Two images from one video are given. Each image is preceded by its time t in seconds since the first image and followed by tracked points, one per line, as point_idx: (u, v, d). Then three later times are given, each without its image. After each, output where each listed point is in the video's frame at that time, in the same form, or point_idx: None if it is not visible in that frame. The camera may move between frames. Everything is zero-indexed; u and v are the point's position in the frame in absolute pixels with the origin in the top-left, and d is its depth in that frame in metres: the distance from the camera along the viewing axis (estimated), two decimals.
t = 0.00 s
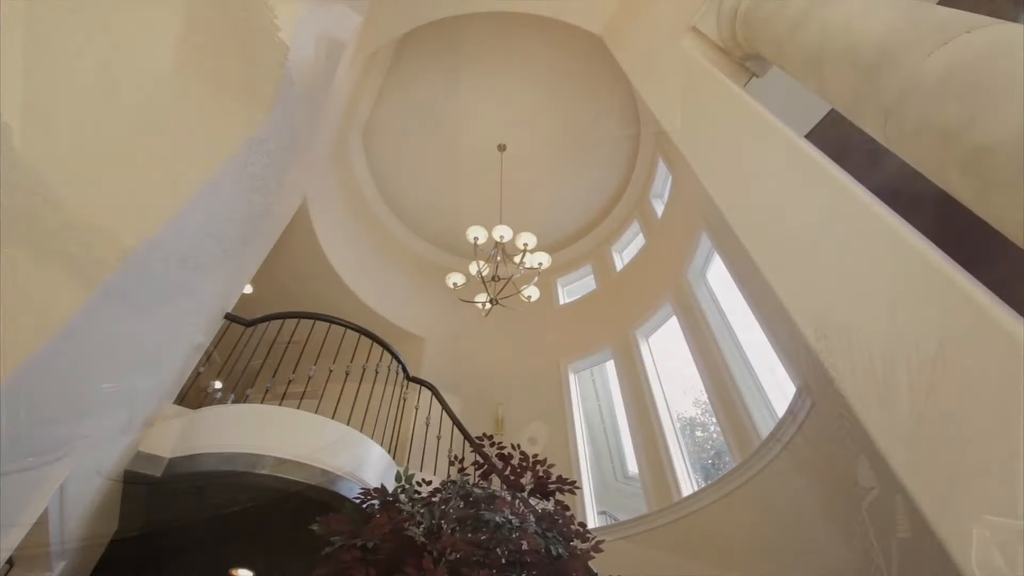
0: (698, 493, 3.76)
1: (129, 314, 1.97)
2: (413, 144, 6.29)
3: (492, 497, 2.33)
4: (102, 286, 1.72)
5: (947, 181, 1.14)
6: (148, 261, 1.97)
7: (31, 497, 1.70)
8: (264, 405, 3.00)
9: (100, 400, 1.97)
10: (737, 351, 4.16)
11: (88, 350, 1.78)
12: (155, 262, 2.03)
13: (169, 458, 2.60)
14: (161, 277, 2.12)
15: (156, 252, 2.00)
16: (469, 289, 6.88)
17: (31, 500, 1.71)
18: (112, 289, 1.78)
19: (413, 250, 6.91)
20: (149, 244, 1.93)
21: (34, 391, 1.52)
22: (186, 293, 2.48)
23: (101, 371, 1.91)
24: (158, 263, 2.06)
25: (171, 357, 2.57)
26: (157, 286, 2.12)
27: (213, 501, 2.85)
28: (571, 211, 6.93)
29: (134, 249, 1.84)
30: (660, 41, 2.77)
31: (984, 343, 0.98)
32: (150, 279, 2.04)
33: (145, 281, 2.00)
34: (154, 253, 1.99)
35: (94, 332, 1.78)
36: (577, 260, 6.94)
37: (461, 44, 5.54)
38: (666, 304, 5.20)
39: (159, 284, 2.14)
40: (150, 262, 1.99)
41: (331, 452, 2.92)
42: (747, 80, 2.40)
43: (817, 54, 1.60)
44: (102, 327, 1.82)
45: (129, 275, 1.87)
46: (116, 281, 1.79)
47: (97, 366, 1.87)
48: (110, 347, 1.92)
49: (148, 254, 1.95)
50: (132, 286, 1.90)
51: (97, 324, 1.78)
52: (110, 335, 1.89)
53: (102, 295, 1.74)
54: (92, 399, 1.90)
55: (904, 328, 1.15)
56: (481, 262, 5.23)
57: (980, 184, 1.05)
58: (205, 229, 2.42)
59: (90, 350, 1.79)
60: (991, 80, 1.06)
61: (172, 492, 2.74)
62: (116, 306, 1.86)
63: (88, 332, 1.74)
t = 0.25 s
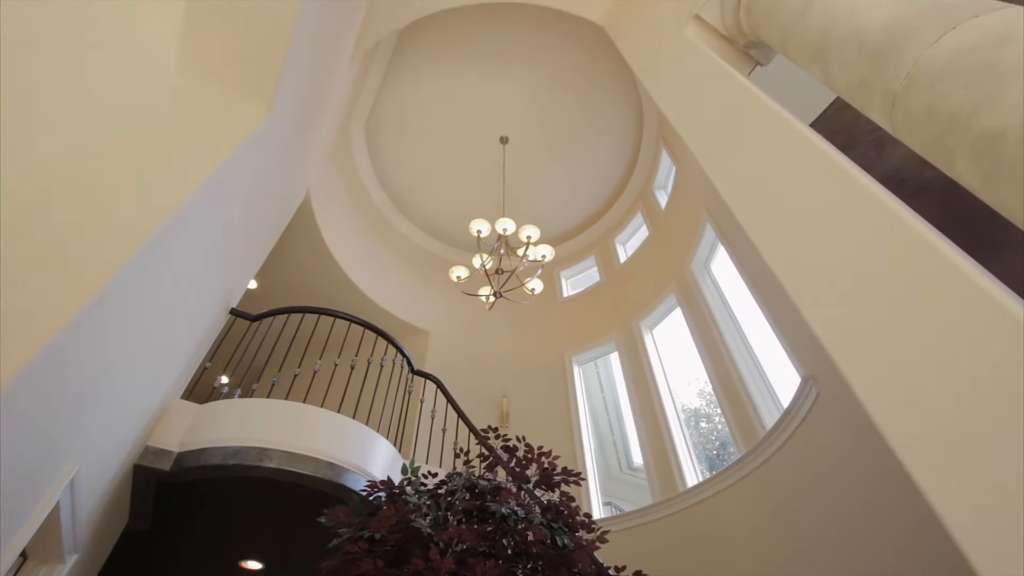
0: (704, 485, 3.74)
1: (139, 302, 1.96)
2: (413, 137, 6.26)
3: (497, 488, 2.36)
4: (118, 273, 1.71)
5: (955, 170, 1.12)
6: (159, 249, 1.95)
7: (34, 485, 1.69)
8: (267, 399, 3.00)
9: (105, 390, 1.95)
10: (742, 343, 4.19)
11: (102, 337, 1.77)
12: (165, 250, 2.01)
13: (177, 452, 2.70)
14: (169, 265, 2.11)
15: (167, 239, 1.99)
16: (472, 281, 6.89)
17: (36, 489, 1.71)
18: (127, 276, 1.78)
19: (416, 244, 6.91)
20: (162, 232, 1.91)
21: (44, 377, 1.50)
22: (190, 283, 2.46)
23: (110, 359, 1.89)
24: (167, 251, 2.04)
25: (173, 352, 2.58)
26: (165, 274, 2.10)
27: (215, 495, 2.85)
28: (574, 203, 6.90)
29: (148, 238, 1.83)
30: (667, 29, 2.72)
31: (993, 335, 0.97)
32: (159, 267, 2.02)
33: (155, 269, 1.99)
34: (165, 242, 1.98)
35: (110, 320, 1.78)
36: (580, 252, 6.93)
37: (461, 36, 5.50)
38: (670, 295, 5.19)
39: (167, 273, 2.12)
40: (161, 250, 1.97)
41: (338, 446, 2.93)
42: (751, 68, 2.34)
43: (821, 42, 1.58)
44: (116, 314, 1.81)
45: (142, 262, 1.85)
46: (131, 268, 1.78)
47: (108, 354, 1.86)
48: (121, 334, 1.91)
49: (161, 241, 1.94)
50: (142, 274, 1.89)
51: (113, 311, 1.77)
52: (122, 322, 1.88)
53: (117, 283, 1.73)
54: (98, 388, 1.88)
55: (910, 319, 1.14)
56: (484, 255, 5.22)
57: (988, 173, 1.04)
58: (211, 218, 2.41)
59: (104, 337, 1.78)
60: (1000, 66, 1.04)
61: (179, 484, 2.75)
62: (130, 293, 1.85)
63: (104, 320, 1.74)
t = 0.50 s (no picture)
0: (708, 475, 3.75)
1: (144, 295, 1.97)
2: (414, 130, 6.24)
3: (501, 478, 2.37)
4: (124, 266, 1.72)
5: (961, 159, 1.11)
6: (163, 242, 1.96)
7: (45, 477, 1.71)
8: (272, 393, 3.02)
9: (112, 383, 1.96)
10: (745, 334, 4.19)
11: (107, 330, 1.78)
12: (169, 243, 2.02)
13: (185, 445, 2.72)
14: (173, 258, 2.12)
15: (171, 232, 1.99)
16: (475, 274, 6.90)
17: (46, 481, 1.73)
18: (132, 269, 1.78)
19: (419, 237, 6.91)
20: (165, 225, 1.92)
21: (52, 370, 1.52)
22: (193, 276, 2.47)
23: (116, 352, 1.91)
24: (171, 244, 2.05)
25: (177, 346, 2.60)
26: (169, 267, 2.11)
27: (222, 488, 2.88)
28: (577, 195, 6.88)
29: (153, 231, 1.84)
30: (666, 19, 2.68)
31: (999, 324, 0.97)
32: (163, 260, 2.03)
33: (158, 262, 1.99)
34: (169, 235, 1.98)
35: (115, 313, 1.79)
36: (583, 244, 6.92)
37: (461, 27, 5.46)
38: (673, 286, 5.18)
39: (171, 266, 2.13)
40: (165, 243, 1.98)
41: (344, 438, 2.95)
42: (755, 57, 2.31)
43: (825, 30, 1.56)
44: (122, 307, 1.82)
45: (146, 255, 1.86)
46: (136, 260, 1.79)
47: (114, 346, 1.87)
48: (127, 327, 1.92)
49: (165, 234, 1.94)
50: (147, 267, 1.90)
51: (118, 303, 1.78)
52: (128, 315, 1.89)
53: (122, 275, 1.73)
54: (104, 381, 1.89)
55: (914, 310, 1.14)
56: (486, 248, 5.22)
57: (996, 161, 1.02)
58: (214, 212, 2.41)
59: (110, 330, 1.80)
60: (1007, 52, 1.03)
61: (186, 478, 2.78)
62: (135, 286, 1.86)
63: (110, 312, 1.75)
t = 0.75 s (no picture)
0: (711, 464, 3.77)
1: (148, 287, 1.97)
2: (415, 121, 6.22)
3: (505, 468, 2.39)
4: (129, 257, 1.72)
5: (970, 144, 1.09)
6: (166, 234, 1.96)
7: (55, 468, 1.73)
8: (278, 384, 3.03)
9: (118, 374, 1.97)
10: (750, 323, 4.18)
11: (114, 322, 1.79)
12: (173, 234, 2.02)
13: (193, 437, 2.75)
14: (177, 250, 2.12)
15: (175, 224, 1.99)
16: (478, 265, 6.90)
17: (56, 472, 1.75)
18: (137, 261, 1.78)
19: (422, 228, 6.90)
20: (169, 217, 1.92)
21: (60, 362, 1.53)
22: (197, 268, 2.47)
23: (122, 343, 1.92)
24: (175, 236, 2.05)
25: (182, 338, 2.62)
26: (173, 259, 2.11)
27: (229, 478, 2.91)
28: (579, 185, 6.85)
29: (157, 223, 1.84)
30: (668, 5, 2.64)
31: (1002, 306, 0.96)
32: (167, 252, 2.03)
33: (162, 254, 1.99)
34: (173, 226, 1.98)
35: (121, 305, 1.79)
36: (586, 234, 6.90)
37: (461, 16, 5.42)
38: (677, 276, 5.17)
39: (175, 258, 2.13)
40: (169, 235, 1.98)
41: (349, 429, 2.97)
42: (760, 43, 2.28)
43: (831, 14, 1.53)
44: (127, 299, 1.83)
45: (150, 247, 1.86)
46: (141, 252, 1.79)
47: (120, 338, 1.88)
48: (132, 318, 1.93)
49: (169, 226, 1.94)
50: (151, 259, 1.90)
51: (124, 295, 1.79)
52: (133, 306, 1.90)
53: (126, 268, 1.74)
54: (111, 372, 1.91)
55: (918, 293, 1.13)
56: (489, 239, 5.21)
57: (1002, 146, 1.02)
58: (217, 203, 2.41)
59: (116, 321, 1.80)
60: (1016, 34, 1.01)
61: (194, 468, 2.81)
62: (140, 278, 1.86)
63: (115, 305, 1.75)
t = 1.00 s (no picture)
0: (716, 452, 3.78)
1: (153, 280, 1.98)
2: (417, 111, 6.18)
3: (510, 457, 2.40)
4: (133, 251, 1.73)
5: (979, 129, 1.07)
6: (170, 227, 1.96)
7: (65, 460, 1.75)
8: (284, 376, 3.05)
9: (125, 366, 1.99)
10: (755, 312, 4.17)
11: (119, 315, 1.79)
12: (176, 228, 2.02)
13: (200, 429, 2.77)
14: (180, 243, 2.12)
15: (178, 217, 1.99)
16: (482, 256, 6.90)
17: (66, 464, 1.77)
18: (141, 254, 1.79)
19: (425, 220, 6.90)
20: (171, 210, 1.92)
21: (67, 355, 1.54)
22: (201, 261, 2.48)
23: (127, 336, 1.93)
24: (178, 229, 2.05)
25: (187, 331, 2.63)
26: (176, 252, 2.12)
27: (238, 469, 2.94)
28: (583, 174, 6.81)
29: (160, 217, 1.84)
30: None
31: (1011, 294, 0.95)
32: (170, 246, 2.03)
33: (166, 247, 1.99)
34: (176, 220, 1.98)
35: (126, 298, 1.80)
36: (589, 224, 6.88)
37: (461, 5, 5.36)
38: (681, 265, 5.15)
39: (178, 251, 2.13)
40: (172, 228, 1.98)
41: (356, 420, 3.00)
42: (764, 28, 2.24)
43: None
44: (132, 292, 1.84)
45: (154, 241, 1.86)
46: (143, 248, 1.78)
47: (125, 331, 1.89)
48: (137, 311, 1.94)
49: (172, 219, 1.94)
50: (153, 255, 1.89)
51: (128, 289, 1.79)
52: (138, 299, 1.91)
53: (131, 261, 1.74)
54: (118, 364, 1.92)
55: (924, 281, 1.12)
56: (493, 230, 5.20)
57: (1012, 131, 0.99)
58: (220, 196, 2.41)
59: (121, 315, 1.81)
60: None
61: (203, 460, 2.84)
62: (143, 271, 1.87)
63: (120, 298, 1.76)
